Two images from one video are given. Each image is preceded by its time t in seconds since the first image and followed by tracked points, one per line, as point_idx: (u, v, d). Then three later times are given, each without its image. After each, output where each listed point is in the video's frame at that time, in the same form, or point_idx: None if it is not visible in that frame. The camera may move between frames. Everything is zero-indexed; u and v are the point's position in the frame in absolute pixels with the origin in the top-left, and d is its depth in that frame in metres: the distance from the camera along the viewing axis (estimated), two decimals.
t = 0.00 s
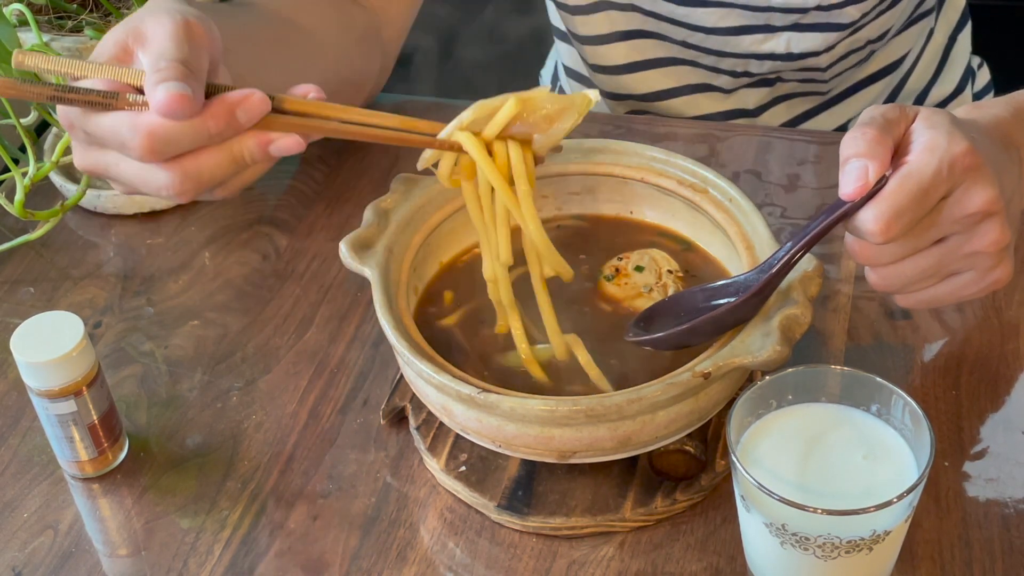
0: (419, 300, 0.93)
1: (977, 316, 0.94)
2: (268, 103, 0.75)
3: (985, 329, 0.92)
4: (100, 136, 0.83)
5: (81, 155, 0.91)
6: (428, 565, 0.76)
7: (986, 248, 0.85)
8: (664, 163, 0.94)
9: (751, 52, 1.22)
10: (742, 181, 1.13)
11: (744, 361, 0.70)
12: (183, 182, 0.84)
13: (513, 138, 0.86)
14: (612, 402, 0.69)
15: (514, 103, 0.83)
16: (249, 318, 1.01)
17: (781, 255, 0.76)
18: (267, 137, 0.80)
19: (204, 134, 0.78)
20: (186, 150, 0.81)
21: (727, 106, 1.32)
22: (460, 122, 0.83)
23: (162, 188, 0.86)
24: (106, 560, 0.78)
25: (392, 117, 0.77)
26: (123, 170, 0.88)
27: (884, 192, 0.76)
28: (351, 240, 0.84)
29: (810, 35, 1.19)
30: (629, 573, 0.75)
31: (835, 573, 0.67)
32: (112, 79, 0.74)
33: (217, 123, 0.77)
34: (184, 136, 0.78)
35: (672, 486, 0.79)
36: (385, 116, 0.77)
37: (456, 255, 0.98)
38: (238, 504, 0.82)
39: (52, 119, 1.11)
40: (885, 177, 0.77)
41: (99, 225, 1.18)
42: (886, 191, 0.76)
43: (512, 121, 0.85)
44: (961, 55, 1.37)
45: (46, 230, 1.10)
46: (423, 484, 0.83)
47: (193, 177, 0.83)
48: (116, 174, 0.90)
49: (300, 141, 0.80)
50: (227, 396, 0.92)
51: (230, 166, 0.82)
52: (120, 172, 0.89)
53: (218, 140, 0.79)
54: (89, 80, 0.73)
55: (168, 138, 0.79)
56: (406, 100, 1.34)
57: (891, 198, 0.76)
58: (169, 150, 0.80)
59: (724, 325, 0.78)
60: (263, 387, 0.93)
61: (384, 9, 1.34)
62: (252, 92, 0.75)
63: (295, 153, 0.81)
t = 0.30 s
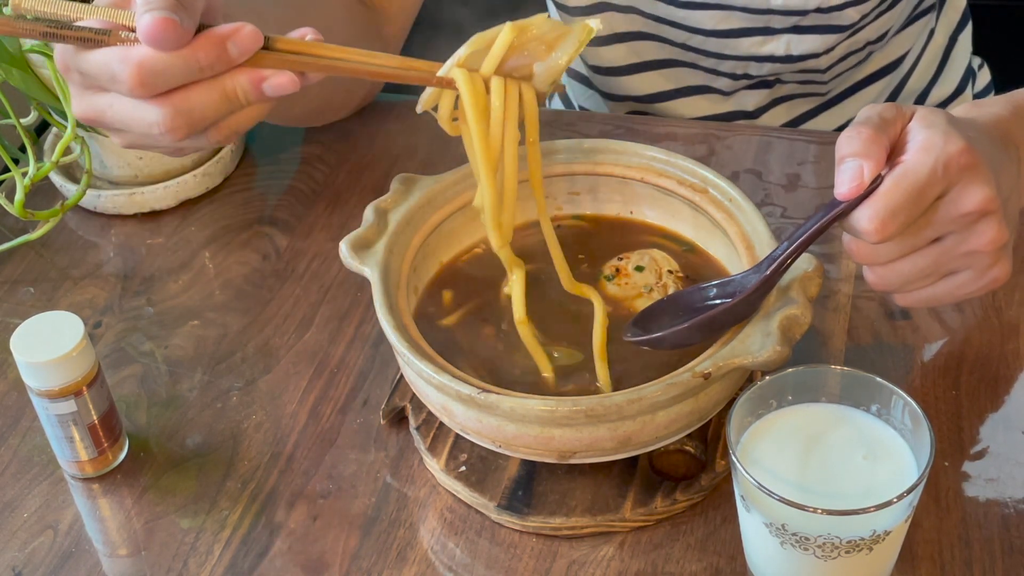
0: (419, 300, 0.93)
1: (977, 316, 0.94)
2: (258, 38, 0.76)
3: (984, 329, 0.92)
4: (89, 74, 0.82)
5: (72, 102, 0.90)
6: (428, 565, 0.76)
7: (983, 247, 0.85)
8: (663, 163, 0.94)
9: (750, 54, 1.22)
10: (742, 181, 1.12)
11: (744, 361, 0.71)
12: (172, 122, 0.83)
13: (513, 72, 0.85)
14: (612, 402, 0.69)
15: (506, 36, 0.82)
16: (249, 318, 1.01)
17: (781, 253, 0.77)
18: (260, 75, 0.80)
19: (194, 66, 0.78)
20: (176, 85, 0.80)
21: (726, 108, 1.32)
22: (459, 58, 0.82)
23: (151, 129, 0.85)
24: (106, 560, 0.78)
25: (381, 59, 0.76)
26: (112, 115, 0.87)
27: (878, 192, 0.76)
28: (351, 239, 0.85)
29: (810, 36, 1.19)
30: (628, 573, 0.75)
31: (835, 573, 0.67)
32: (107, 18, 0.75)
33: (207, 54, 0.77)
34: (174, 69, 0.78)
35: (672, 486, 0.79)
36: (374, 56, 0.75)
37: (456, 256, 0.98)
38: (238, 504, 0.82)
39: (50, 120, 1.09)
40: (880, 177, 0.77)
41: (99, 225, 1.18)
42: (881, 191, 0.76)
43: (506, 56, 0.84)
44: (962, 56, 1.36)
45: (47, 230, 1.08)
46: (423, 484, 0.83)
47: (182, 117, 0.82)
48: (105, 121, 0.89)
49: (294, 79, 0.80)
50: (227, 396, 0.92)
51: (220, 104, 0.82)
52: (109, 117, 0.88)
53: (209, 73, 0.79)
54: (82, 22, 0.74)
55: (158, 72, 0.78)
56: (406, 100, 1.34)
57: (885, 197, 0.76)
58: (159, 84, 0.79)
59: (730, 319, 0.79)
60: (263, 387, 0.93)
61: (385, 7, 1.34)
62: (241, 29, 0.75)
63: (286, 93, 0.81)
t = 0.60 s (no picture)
0: (419, 300, 0.93)
1: (977, 316, 0.94)
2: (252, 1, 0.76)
3: (985, 328, 0.92)
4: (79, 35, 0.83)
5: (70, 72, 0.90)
6: (428, 565, 0.76)
7: (986, 243, 0.85)
8: (663, 163, 0.94)
9: (750, 56, 1.22)
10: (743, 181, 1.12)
11: (744, 361, 0.70)
12: (164, 81, 0.83)
13: (511, 23, 0.80)
14: (612, 402, 0.69)
15: None
16: (249, 318, 1.01)
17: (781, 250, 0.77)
18: (252, 32, 0.81)
19: (183, 22, 0.79)
20: (167, 41, 0.81)
21: (727, 108, 1.31)
22: (452, 12, 0.78)
23: (143, 90, 0.85)
24: (106, 560, 0.78)
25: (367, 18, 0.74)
26: (106, 79, 0.87)
27: (877, 190, 0.76)
28: (351, 239, 0.85)
29: (810, 38, 1.19)
30: (629, 573, 0.75)
31: (835, 573, 0.67)
32: None
33: (196, 8, 0.78)
34: (163, 25, 0.79)
35: (672, 486, 0.79)
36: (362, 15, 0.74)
37: (456, 256, 0.98)
38: (238, 504, 0.82)
39: (50, 119, 1.09)
40: (879, 174, 0.77)
41: (99, 225, 1.18)
42: (880, 188, 0.76)
43: (502, 6, 0.80)
44: (962, 55, 1.36)
45: (47, 230, 1.08)
46: (422, 484, 0.83)
47: (173, 75, 0.82)
48: (101, 88, 0.89)
49: (285, 36, 0.81)
50: (227, 396, 0.92)
51: (212, 63, 0.83)
52: (103, 83, 0.88)
53: (198, 29, 0.80)
54: None
55: (148, 27, 0.79)
56: (406, 100, 1.34)
57: (884, 194, 0.76)
58: (149, 41, 0.80)
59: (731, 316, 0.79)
60: (263, 387, 0.93)
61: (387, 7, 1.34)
62: None
63: (278, 50, 0.81)
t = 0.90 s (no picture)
0: (419, 300, 0.93)
1: (977, 316, 0.94)
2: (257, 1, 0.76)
3: (985, 328, 0.92)
4: (81, 32, 0.83)
5: (71, 70, 0.90)
6: (428, 565, 0.76)
7: (989, 239, 0.85)
8: (664, 162, 0.94)
9: (750, 56, 1.22)
10: (743, 182, 1.12)
11: (744, 361, 0.70)
12: (165, 78, 0.82)
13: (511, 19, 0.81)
14: (612, 402, 0.69)
15: None
16: (249, 317, 1.01)
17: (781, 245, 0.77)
18: (253, 28, 0.81)
19: (184, 19, 0.79)
20: (169, 37, 0.80)
21: (727, 108, 1.32)
22: (452, 7, 0.78)
23: (143, 87, 0.84)
24: (106, 560, 0.78)
25: (377, 10, 0.74)
26: (107, 76, 0.87)
27: (876, 181, 0.76)
28: (351, 240, 0.85)
29: (810, 38, 1.19)
30: (628, 573, 0.75)
31: (835, 573, 0.67)
32: None
33: (197, 4, 0.78)
34: (165, 21, 0.79)
35: (672, 486, 0.79)
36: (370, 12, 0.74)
37: (456, 256, 0.98)
38: (238, 504, 0.82)
39: (50, 120, 1.09)
40: (880, 166, 0.77)
41: (99, 225, 1.18)
42: (880, 180, 0.76)
43: (501, 2, 0.81)
44: (962, 55, 1.37)
45: (47, 230, 1.08)
46: (423, 484, 0.83)
47: (175, 71, 0.82)
48: (101, 85, 0.90)
49: (286, 31, 0.80)
50: (227, 396, 0.92)
51: (214, 59, 0.83)
52: (105, 81, 0.88)
53: (200, 25, 0.80)
54: None
55: (149, 23, 0.79)
56: (407, 100, 1.34)
57: (884, 186, 0.76)
58: (150, 37, 0.80)
59: (732, 313, 0.79)
60: (263, 387, 0.93)
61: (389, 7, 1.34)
62: None
63: (279, 45, 0.81)
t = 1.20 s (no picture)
0: (419, 300, 0.93)
1: (977, 316, 0.93)
2: None
3: (985, 328, 0.92)
4: (84, 22, 0.83)
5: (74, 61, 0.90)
6: (428, 565, 0.76)
7: (990, 239, 0.85)
8: (664, 163, 0.94)
9: (750, 56, 1.22)
10: (743, 182, 1.12)
11: (744, 361, 0.71)
12: (168, 65, 0.82)
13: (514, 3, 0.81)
14: (612, 402, 0.69)
15: None
16: (249, 317, 1.01)
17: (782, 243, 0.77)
18: (257, 15, 0.81)
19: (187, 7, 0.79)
20: (173, 24, 0.80)
21: (727, 108, 1.32)
22: None
23: (147, 74, 0.84)
24: (106, 560, 0.78)
25: None
26: (110, 66, 0.87)
27: (877, 181, 0.77)
28: (351, 240, 0.85)
29: (810, 38, 1.19)
30: (628, 573, 0.75)
31: (835, 573, 0.67)
32: None
33: None
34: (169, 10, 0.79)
35: (672, 486, 0.79)
36: None
37: (456, 256, 0.98)
38: (238, 504, 0.82)
39: (50, 120, 1.09)
40: (881, 166, 0.77)
41: (99, 225, 1.18)
42: (880, 180, 0.76)
43: None
44: (962, 55, 1.37)
45: (47, 230, 1.08)
46: (423, 483, 0.83)
47: (178, 58, 0.82)
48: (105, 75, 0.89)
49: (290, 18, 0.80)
50: (227, 396, 0.92)
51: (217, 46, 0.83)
52: (108, 70, 0.88)
53: (203, 12, 0.80)
54: None
55: (152, 11, 0.79)
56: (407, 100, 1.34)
57: (884, 186, 0.76)
58: (153, 25, 0.80)
59: (732, 312, 0.79)
60: (263, 387, 0.93)
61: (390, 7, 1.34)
62: None
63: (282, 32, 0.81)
